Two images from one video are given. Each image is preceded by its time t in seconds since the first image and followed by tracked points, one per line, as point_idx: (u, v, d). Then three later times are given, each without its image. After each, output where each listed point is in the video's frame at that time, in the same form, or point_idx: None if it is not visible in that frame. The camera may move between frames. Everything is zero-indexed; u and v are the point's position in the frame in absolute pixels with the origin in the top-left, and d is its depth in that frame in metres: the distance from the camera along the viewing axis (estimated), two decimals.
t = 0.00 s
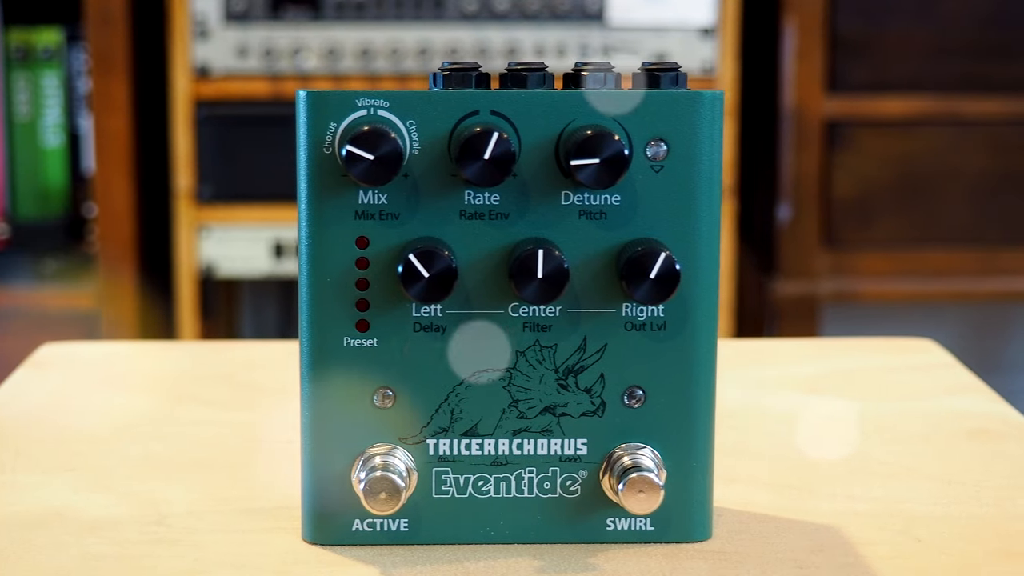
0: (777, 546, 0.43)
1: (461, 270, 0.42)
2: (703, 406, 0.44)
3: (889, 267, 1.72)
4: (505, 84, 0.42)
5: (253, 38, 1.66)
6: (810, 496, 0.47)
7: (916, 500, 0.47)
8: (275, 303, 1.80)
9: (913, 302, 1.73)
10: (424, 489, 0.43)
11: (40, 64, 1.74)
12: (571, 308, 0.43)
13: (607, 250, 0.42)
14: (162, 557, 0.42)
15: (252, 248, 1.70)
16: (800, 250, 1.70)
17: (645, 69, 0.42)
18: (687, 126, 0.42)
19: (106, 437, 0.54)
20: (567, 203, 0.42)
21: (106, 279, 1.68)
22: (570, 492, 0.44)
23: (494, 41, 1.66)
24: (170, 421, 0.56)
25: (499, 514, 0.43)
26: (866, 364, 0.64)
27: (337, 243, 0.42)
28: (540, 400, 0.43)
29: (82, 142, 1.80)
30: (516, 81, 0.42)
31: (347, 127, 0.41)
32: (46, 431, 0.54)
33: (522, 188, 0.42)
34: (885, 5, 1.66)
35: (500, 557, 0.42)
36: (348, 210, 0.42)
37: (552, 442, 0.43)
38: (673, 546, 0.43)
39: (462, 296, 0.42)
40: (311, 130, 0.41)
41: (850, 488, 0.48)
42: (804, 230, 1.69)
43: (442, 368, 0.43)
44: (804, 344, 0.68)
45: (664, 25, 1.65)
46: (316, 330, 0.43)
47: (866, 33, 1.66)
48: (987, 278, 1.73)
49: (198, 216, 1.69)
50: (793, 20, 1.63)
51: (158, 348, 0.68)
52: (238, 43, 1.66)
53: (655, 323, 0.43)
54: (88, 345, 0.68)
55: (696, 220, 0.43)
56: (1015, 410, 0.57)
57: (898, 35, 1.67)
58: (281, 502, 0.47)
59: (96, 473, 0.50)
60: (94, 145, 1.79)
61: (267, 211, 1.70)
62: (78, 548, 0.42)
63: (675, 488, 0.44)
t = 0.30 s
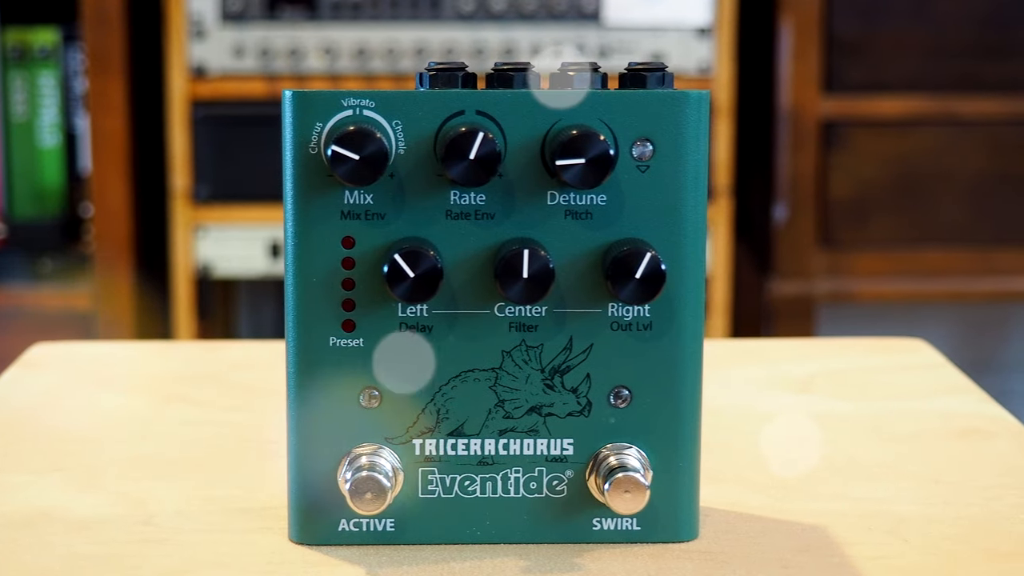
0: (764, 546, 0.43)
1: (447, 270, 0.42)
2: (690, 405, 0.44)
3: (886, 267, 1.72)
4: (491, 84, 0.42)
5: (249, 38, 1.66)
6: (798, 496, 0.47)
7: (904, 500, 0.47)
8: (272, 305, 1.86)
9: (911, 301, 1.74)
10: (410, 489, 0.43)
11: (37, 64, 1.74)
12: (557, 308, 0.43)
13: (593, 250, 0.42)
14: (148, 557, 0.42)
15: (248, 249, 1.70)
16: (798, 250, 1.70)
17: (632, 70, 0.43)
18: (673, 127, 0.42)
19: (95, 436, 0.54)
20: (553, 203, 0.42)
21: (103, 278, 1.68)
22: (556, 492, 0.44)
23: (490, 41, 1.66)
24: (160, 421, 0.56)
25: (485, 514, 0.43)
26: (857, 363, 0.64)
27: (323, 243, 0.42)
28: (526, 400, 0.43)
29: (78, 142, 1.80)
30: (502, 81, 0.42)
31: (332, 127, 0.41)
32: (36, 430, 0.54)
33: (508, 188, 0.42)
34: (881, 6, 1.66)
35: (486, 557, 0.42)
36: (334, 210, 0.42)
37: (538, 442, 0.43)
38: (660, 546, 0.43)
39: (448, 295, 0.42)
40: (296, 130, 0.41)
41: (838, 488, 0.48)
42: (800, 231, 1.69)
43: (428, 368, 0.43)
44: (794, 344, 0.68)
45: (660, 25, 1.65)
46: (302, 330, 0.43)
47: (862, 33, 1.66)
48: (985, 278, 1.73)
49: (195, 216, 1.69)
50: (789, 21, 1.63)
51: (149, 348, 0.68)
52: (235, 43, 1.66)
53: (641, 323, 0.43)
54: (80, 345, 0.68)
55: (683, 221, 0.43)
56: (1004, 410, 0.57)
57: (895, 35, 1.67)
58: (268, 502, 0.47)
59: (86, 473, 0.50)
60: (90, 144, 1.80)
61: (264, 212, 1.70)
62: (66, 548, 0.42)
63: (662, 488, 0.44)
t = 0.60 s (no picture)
0: (749, 546, 0.43)
1: (432, 271, 0.42)
2: (675, 406, 0.44)
3: (883, 267, 1.72)
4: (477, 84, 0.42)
5: (245, 38, 1.66)
6: (785, 497, 0.47)
7: (891, 501, 0.47)
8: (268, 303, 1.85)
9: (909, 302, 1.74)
10: (395, 489, 0.43)
11: (33, 64, 1.74)
12: (542, 308, 0.43)
13: (578, 250, 0.42)
14: (133, 557, 0.42)
15: (245, 249, 1.70)
16: (794, 250, 1.70)
17: (618, 70, 0.43)
18: (658, 127, 0.42)
19: (84, 437, 0.54)
20: (538, 203, 0.42)
21: (99, 278, 1.68)
22: (542, 492, 0.44)
23: (486, 41, 1.65)
24: (149, 421, 0.56)
25: (470, 514, 0.43)
26: (848, 364, 0.64)
27: (308, 243, 0.42)
28: (511, 400, 0.43)
29: (75, 142, 1.79)
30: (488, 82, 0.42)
31: (318, 127, 0.41)
32: (24, 431, 0.54)
33: (493, 189, 0.42)
34: (877, 6, 1.66)
35: (471, 557, 0.42)
36: (319, 210, 0.42)
37: (524, 442, 0.43)
38: (645, 546, 0.43)
39: (434, 295, 0.42)
40: (281, 130, 0.41)
41: (825, 488, 0.48)
42: (796, 231, 1.69)
43: (413, 367, 0.43)
44: (785, 344, 0.68)
45: (656, 25, 1.65)
46: (287, 330, 0.43)
47: (858, 33, 1.66)
48: (982, 278, 1.73)
49: (191, 216, 1.69)
50: (785, 21, 1.63)
51: (141, 348, 0.68)
52: (230, 43, 1.66)
53: (626, 323, 0.43)
54: (71, 345, 0.68)
55: (668, 221, 0.43)
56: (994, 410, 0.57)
57: (890, 35, 1.67)
58: (254, 502, 0.47)
59: (73, 473, 0.50)
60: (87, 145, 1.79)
61: (261, 211, 1.69)
62: (52, 548, 0.42)
63: (647, 487, 0.44)
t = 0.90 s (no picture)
0: (734, 546, 0.43)
1: (415, 271, 0.42)
2: (660, 406, 0.44)
3: (879, 268, 1.73)
4: (462, 84, 0.42)
5: (241, 38, 1.66)
6: (772, 496, 0.47)
7: (877, 501, 0.47)
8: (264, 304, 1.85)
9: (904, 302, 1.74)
10: (380, 490, 0.43)
11: (29, 64, 1.74)
12: (526, 309, 0.43)
13: (562, 250, 0.42)
14: (118, 557, 0.42)
15: (241, 249, 1.70)
16: (790, 250, 1.70)
17: (603, 70, 0.42)
18: (642, 128, 0.42)
19: (69, 436, 0.54)
20: (522, 203, 0.42)
21: (94, 279, 1.69)
22: (526, 492, 0.43)
23: (482, 41, 1.65)
24: (136, 421, 0.56)
25: (455, 515, 0.43)
26: (837, 363, 0.64)
27: (292, 243, 0.42)
28: (495, 401, 0.43)
29: (72, 142, 1.80)
30: (472, 82, 0.42)
31: (301, 127, 0.41)
32: (12, 431, 0.54)
33: (477, 189, 0.42)
34: (873, 6, 1.66)
35: (455, 557, 0.42)
36: (303, 211, 0.42)
37: (508, 443, 0.43)
38: (630, 547, 0.43)
39: (418, 296, 0.42)
40: (265, 131, 0.41)
41: (812, 488, 0.48)
42: (792, 231, 1.69)
43: (398, 368, 0.43)
44: (775, 344, 0.68)
45: (652, 25, 1.65)
46: (272, 330, 0.43)
47: (854, 33, 1.66)
48: (978, 278, 1.73)
49: (186, 216, 1.69)
50: (781, 21, 1.63)
51: (129, 347, 0.68)
52: (226, 43, 1.66)
53: (610, 324, 0.43)
54: (60, 344, 0.68)
55: (653, 222, 0.43)
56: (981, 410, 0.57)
57: (886, 36, 1.67)
58: (239, 502, 0.47)
59: (59, 473, 0.50)
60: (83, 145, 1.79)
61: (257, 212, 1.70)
62: (37, 549, 0.42)
63: (631, 487, 0.44)
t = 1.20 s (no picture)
0: (718, 546, 0.43)
1: (398, 271, 0.42)
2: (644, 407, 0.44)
3: (874, 268, 1.72)
4: (446, 85, 0.42)
5: (236, 38, 1.65)
6: (756, 497, 0.47)
7: (862, 501, 0.47)
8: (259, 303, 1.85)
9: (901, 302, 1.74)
10: (363, 490, 0.43)
11: (25, 64, 1.73)
12: (509, 309, 0.43)
13: (545, 251, 0.42)
14: (100, 557, 0.41)
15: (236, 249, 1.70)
16: (786, 250, 1.70)
17: (586, 71, 0.42)
18: (625, 128, 0.42)
19: (54, 437, 0.54)
20: (505, 204, 0.42)
21: (89, 278, 1.69)
22: (510, 493, 0.44)
23: (478, 41, 1.65)
24: (122, 421, 0.56)
25: (439, 515, 0.43)
26: (825, 363, 0.65)
27: (275, 244, 0.42)
28: (479, 401, 0.43)
29: (67, 142, 1.81)
30: (456, 82, 0.42)
31: (284, 127, 0.41)
32: None
33: (460, 189, 0.42)
34: (869, 7, 1.66)
35: (438, 558, 0.42)
36: (286, 211, 0.42)
37: (491, 443, 0.43)
38: (613, 547, 0.43)
39: (401, 296, 0.42)
40: (248, 131, 0.41)
41: (798, 488, 0.48)
42: (787, 232, 1.69)
43: (381, 368, 0.43)
44: (763, 344, 0.68)
45: (648, 26, 1.65)
46: (255, 330, 0.43)
47: (850, 34, 1.66)
48: (974, 279, 1.73)
49: (182, 216, 1.69)
50: (778, 22, 1.63)
51: (119, 347, 0.68)
52: (222, 44, 1.65)
53: (594, 324, 0.43)
54: (49, 344, 0.68)
55: (636, 223, 0.43)
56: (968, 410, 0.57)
57: (882, 36, 1.67)
58: (223, 503, 0.47)
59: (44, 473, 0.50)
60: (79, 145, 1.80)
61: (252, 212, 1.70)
62: (20, 549, 0.42)
63: (615, 487, 0.44)
